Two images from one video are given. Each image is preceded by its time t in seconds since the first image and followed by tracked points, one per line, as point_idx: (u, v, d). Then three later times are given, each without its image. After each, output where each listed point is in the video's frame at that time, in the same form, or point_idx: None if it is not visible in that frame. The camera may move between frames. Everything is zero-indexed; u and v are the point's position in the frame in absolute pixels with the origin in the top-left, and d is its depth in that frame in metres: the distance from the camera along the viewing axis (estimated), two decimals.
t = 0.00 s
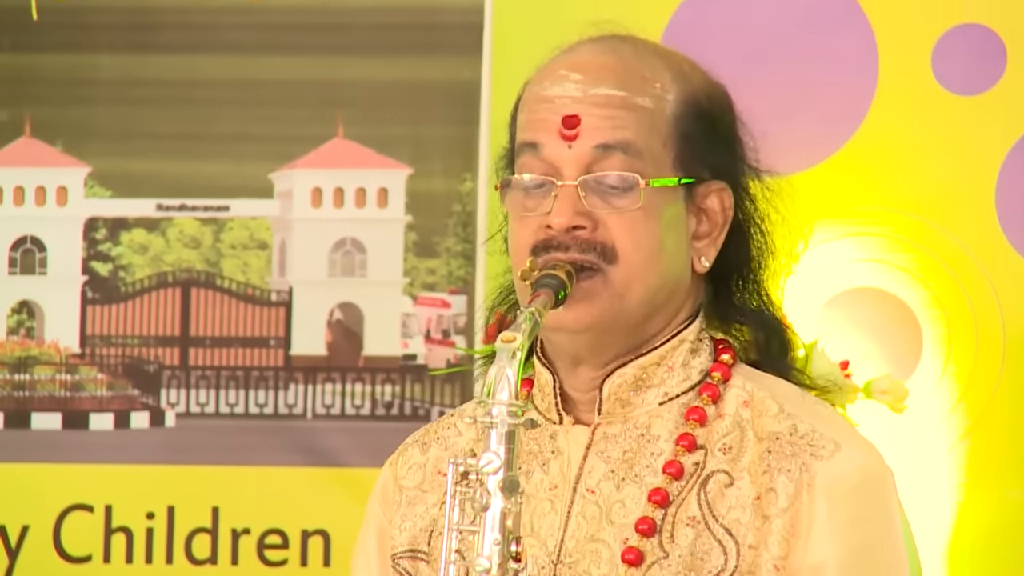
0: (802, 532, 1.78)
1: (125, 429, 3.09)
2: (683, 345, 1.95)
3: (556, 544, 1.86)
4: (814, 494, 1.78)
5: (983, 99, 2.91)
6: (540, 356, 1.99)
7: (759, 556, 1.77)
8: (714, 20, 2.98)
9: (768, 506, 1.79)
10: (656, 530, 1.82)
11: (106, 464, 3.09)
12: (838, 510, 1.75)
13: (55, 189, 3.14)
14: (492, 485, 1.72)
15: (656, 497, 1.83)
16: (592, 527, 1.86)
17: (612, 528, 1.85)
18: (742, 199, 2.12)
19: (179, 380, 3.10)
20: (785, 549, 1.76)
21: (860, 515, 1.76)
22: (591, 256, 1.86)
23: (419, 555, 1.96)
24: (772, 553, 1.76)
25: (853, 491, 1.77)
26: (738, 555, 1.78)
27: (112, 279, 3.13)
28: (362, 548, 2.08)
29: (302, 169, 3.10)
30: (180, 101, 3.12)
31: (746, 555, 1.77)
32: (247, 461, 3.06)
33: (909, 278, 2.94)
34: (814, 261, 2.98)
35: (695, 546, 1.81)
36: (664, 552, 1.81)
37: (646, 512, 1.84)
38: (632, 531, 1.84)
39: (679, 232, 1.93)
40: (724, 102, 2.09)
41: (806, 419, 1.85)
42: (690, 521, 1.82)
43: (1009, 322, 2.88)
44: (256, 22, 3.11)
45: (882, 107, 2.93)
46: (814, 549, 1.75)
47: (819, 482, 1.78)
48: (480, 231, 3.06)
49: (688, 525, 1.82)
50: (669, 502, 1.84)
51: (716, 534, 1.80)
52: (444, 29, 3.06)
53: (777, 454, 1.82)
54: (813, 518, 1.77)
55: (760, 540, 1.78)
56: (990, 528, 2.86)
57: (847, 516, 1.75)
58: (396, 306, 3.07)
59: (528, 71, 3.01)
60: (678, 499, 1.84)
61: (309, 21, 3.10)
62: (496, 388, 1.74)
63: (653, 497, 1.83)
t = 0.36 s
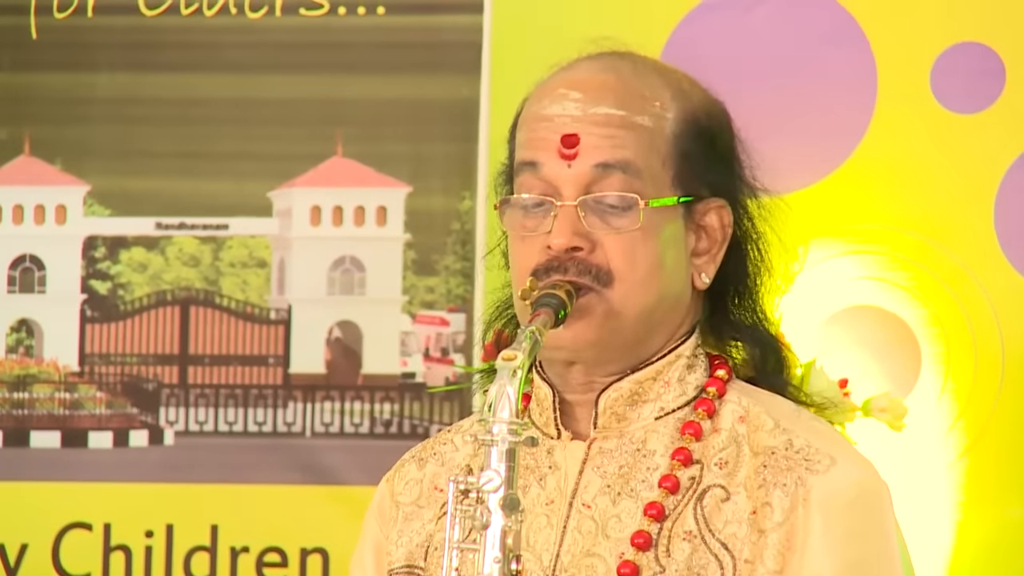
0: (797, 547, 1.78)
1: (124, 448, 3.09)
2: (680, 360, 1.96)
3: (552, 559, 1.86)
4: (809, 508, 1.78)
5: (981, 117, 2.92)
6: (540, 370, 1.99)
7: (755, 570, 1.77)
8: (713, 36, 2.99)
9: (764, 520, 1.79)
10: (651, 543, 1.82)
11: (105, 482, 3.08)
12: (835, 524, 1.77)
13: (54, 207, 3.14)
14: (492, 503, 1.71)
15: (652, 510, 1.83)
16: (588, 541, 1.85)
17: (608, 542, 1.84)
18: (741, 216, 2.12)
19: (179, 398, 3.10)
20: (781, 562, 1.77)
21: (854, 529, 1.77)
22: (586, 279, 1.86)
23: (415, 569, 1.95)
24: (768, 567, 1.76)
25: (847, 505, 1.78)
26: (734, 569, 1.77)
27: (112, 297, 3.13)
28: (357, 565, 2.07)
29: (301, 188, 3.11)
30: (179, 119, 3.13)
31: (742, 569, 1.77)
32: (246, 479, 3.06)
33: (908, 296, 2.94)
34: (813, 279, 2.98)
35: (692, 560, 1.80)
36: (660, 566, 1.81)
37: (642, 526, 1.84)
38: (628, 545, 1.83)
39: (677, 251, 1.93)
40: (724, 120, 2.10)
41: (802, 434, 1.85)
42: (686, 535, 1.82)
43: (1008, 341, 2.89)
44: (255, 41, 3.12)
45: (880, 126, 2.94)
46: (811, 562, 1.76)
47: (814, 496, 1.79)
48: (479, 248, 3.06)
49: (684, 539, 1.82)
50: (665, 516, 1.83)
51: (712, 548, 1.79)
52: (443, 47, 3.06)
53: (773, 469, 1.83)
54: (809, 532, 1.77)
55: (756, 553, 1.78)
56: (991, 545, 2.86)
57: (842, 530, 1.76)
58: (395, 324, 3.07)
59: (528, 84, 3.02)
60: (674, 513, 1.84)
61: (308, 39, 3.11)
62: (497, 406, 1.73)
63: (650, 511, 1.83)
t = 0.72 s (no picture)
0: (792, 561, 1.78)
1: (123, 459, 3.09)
2: (683, 371, 1.96)
3: (552, 569, 1.86)
4: (805, 523, 1.78)
5: (982, 130, 2.92)
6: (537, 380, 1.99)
7: None
8: (711, 47, 2.99)
9: (761, 533, 1.79)
10: (651, 556, 1.82)
11: (103, 494, 3.08)
12: (830, 537, 1.76)
13: (53, 219, 3.14)
14: (490, 515, 1.71)
15: (652, 522, 1.83)
16: (588, 551, 1.85)
17: (608, 553, 1.85)
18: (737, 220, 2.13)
19: (178, 410, 3.10)
20: None
21: (849, 544, 1.77)
22: (590, 291, 1.85)
23: None
24: None
25: (843, 520, 1.77)
26: None
27: (111, 309, 3.13)
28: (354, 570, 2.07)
29: (300, 200, 3.11)
30: (178, 132, 3.13)
31: None
32: (246, 491, 3.06)
33: (908, 309, 2.94)
34: (812, 290, 2.98)
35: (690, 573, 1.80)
36: None
37: (641, 537, 1.84)
38: (627, 556, 1.83)
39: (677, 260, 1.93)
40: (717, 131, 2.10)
41: (800, 448, 1.85)
42: (685, 547, 1.82)
43: (1007, 354, 2.89)
44: (254, 53, 3.12)
45: (880, 139, 2.94)
46: None
47: (810, 511, 1.78)
48: (478, 260, 3.06)
49: (683, 551, 1.82)
50: (664, 529, 1.83)
51: (711, 561, 1.79)
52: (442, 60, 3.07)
53: (770, 482, 1.83)
54: (805, 545, 1.77)
55: (753, 567, 1.78)
56: (989, 556, 2.86)
57: (837, 545, 1.76)
58: (394, 336, 3.08)
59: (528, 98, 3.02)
60: (674, 525, 1.84)
61: (308, 52, 3.11)
62: (494, 419, 1.72)
63: (650, 523, 1.83)
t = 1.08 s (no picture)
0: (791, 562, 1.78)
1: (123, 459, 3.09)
2: (680, 373, 1.96)
3: (551, 572, 1.85)
4: (803, 523, 1.78)
5: (982, 129, 2.92)
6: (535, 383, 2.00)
7: None
8: (713, 47, 2.98)
9: (759, 534, 1.79)
10: (649, 559, 1.81)
11: (103, 494, 3.08)
12: (828, 538, 1.76)
13: (53, 219, 3.14)
14: (490, 515, 1.70)
15: (650, 526, 1.83)
16: (586, 555, 1.85)
17: (606, 556, 1.84)
18: (736, 225, 2.13)
19: (178, 410, 3.10)
20: None
21: (846, 544, 1.77)
22: (585, 288, 1.85)
23: None
24: None
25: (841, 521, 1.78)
26: None
27: (111, 308, 3.13)
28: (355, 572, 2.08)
29: (300, 200, 3.10)
30: (178, 131, 3.12)
31: None
32: (246, 490, 3.06)
33: (908, 308, 2.93)
34: (814, 289, 2.97)
35: None
36: None
37: (639, 541, 1.84)
38: (626, 560, 1.82)
39: (673, 258, 1.93)
40: (714, 130, 2.10)
41: (798, 449, 1.86)
42: (682, 549, 1.82)
43: (1007, 354, 2.89)
44: (254, 53, 3.11)
45: (881, 139, 2.94)
46: None
47: (808, 511, 1.79)
48: (477, 261, 3.05)
49: (681, 553, 1.82)
50: (662, 532, 1.83)
51: (708, 564, 1.79)
52: (443, 59, 3.06)
53: (768, 483, 1.83)
54: (804, 546, 1.77)
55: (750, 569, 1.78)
56: (989, 556, 2.86)
57: (835, 546, 1.76)
58: (393, 336, 3.08)
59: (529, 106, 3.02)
60: (672, 528, 1.84)
61: (308, 52, 3.11)
62: (494, 418, 1.72)
63: (647, 526, 1.83)
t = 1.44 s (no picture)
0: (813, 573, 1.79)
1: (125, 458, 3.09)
2: (696, 376, 1.96)
3: (556, 563, 1.83)
4: (829, 537, 1.79)
5: (984, 128, 2.91)
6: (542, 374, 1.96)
7: None
8: (715, 46, 2.98)
9: (781, 544, 1.79)
10: (661, 557, 1.80)
11: (106, 494, 3.08)
12: (853, 555, 1.77)
13: (55, 218, 3.14)
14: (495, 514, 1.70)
15: (663, 525, 1.81)
16: (593, 548, 1.82)
17: (615, 550, 1.82)
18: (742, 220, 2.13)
19: (180, 409, 3.10)
20: None
21: (869, 558, 1.78)
22: (589, 282, 1.83)
23: (398, 564, 1.89)
24: None
25: (866, 536, 1.79)
26: None
27: (113, 307, 3.13)
28: (333, 553, 2.00)
29: (302, 199, 3.10)
30: (180, 131, 3.12)
31: None
32: (248, 489, 3.06)
33: (912, 308, 2.93)
34: (816, 288, 2.97)
35: None
36: None
37: (651, 538, 1.82)
38: (636, 556, 1.81)
39: (678, 256, 1.91)
40: (717, 126, 2.10)
41: (819, 462, 1.86)
42: (697, 550, 1.81)
43: (1009, 353, 2.88)
44: (256, 52, 3.11)
45: (883, 138, 2.94)
46: None
47: (835, 525, 1.79)
48: (480, 260, 3.05)
49: (695, 554, 1.81)
50: (675, 532, 1.82)
51: (723, 567, 1.79)
52: (446, 58, 3.06)
53: (791, 494, 1.82)
54: (828, 560, 1.78)
55: None
56: (991, 555, 2.86)
57: (860, 560, 1.78)
58: (396, 335, 3.08)
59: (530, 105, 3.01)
60: (685, 529, 1.83)
61: (310, 50, 3.10)
62: (500, 417, 1.71)
63: (661, 525, 1.81)
